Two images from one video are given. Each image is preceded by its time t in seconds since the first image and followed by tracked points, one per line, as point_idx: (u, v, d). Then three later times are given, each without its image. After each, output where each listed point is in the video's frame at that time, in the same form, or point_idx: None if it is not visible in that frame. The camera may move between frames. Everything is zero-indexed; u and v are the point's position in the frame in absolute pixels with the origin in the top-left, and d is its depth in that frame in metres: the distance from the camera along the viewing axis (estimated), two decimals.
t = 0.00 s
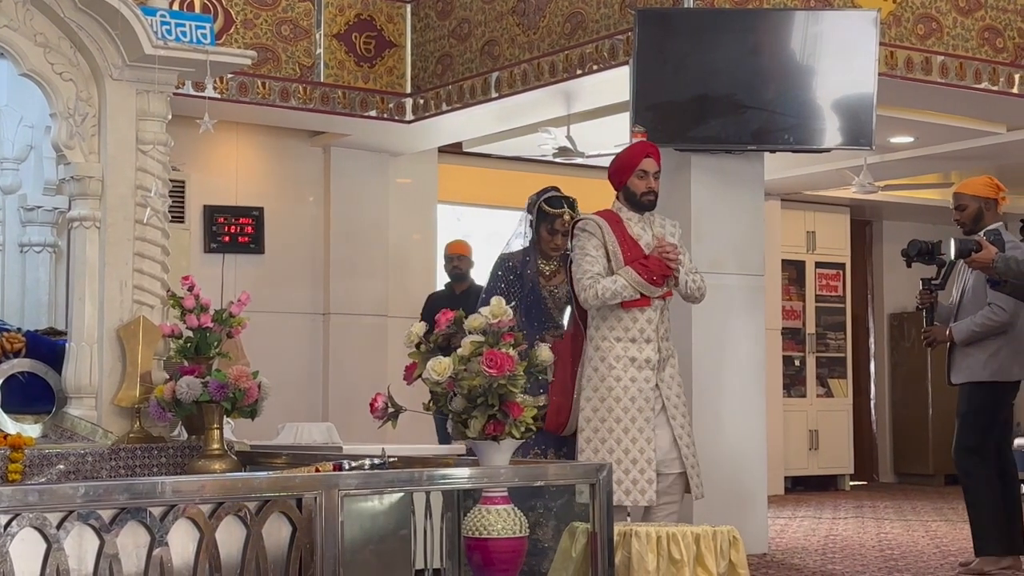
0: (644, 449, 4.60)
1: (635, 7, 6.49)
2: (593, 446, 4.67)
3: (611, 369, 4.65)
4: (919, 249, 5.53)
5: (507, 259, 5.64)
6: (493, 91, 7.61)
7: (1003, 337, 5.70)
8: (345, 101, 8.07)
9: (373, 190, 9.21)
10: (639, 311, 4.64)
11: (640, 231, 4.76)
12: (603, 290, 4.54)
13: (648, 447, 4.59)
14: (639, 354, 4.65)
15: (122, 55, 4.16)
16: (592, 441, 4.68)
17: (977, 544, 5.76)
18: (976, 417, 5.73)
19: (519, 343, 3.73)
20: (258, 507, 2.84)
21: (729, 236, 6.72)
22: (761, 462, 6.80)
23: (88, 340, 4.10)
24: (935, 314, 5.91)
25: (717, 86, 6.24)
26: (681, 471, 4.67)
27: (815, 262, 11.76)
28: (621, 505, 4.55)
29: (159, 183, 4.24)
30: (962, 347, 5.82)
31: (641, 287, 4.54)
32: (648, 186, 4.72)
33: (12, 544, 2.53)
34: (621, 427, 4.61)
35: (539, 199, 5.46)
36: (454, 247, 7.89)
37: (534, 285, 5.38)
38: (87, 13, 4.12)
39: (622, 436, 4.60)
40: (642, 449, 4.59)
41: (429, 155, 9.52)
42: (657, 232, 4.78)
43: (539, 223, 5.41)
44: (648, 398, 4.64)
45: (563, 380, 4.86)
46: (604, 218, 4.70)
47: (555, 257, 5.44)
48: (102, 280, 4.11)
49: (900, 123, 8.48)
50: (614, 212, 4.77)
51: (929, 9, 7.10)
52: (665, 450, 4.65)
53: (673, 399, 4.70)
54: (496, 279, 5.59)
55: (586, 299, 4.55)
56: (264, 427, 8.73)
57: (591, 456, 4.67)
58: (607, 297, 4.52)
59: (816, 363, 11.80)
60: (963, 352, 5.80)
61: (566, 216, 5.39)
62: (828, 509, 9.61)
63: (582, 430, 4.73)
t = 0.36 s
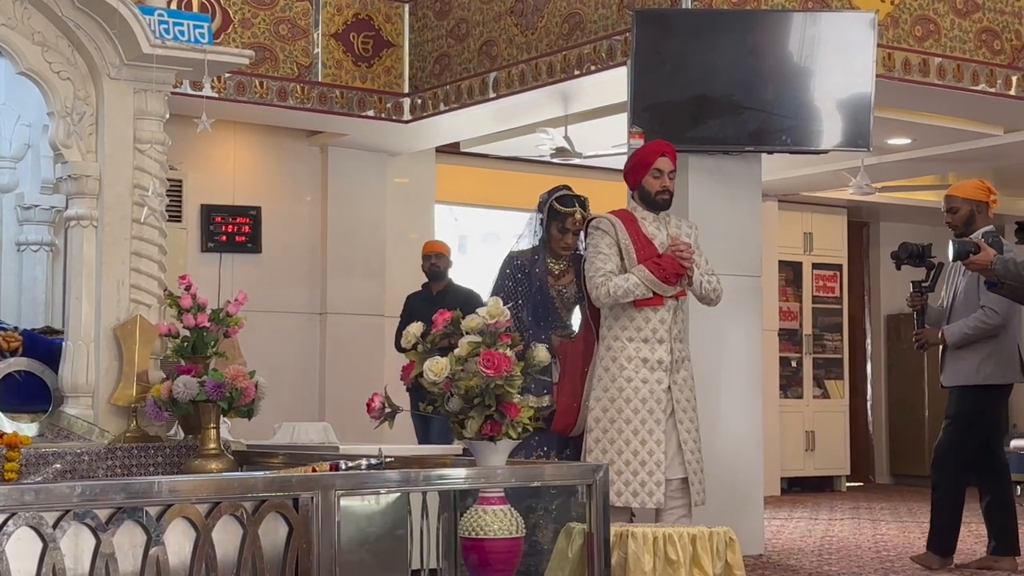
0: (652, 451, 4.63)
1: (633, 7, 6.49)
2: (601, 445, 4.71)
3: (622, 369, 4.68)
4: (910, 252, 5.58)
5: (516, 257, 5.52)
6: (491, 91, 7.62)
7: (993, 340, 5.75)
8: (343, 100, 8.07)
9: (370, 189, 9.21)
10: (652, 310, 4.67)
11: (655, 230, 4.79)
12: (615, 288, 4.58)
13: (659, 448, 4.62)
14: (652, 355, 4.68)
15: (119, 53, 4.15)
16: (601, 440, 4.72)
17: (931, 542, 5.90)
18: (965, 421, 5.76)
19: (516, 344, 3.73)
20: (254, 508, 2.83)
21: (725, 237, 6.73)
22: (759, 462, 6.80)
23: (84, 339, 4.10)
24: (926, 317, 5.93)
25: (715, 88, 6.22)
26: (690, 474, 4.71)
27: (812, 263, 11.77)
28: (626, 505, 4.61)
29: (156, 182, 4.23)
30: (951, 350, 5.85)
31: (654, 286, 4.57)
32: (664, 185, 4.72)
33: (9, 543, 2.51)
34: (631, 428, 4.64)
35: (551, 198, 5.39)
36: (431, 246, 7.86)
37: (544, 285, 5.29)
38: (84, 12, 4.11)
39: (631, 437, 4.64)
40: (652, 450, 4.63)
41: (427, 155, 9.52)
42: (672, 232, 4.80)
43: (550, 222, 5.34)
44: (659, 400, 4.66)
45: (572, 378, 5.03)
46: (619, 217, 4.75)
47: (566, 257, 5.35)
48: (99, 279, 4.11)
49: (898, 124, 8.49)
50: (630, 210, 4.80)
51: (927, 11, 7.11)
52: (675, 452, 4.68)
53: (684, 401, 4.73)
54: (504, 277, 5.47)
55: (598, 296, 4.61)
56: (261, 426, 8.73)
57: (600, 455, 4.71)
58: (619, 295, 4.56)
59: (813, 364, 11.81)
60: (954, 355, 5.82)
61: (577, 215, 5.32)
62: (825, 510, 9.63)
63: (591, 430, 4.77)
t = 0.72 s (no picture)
0: (668, 451, 4.65)
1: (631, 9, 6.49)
2: (617, 445, 4.71)
3: (640, 368, 4.68)
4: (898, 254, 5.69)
5: (541, 260, 5.40)
6: (489, 92, 7.62)
7: (980, 344, 5.76)
8: (340, 101, 8.07)
9: (368, 190, 9.22)
10: (671, 309, 4.66)
11: (677, 229, 4.78)
12: (634, 284, 4.58)
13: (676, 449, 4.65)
14: (670, 354, 4.67)
15: (118, 53, 4.15)
16: (618, 439, 4.72)
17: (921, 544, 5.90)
18: (952, 425, 5.77)
19: (514, 345, 3.72)
20: (251, 508, 2.82)
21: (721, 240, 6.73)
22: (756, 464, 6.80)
23: (82, 339, 4.10)
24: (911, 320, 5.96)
25: (712, 89, 6.19)
26: (704, 474, 4.72)
27: (809, 265, 11.77)
28: (641, 505, 4.63)
29: (154, 182, 4.23)
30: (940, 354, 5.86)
31: (673, 283, 4.57)
32: (687, 183, 4.72)
33: (5, 544, 2.51)
34: (649, 428, 4.66)
35: (575, 199, 5.33)
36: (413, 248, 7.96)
37: (570, 286, 5.23)
38: (83, 12, 4.11)
39: (648, 437, 4.66)
40: (668, 450, 4.65)
41: (425, 155, 9.52)
42: (695, 231, 4.79)
43: (575, 223, 5.26)
44: (677, 399, 4.67)
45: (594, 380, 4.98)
46: (641, 215, 4.76)
47: (592, 257, 5.27)
48: (96, 279, 4.11)
49: (895, 126, 8.49)
50: (653, 209, 4.80)
51: (924, 13, 7.11)
52: (691, 452, 4.69)
53: (701, 402, 4.72)
54: (530, 280, 5.37)
55: (617, 293, 4.60)
56: (258, 427, 8.73)
57: (617, 454, 4.72)
58: (637, 292, 4.55)
59: (810, 366, 11.82)
60: (941, 359, 5.83)
61: (601, 216, 5.25)
62: (821, 512, 9.64)
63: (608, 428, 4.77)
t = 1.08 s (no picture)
0: (682, 452, 4.56)
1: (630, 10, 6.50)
2: (633, 445, 4.64)
3: (654, 367, 4.61)
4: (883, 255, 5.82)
5: (557, 257, 5.17)
6: (488, 93, 7.62)
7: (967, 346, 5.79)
8: (340, 102, 8.07)
9: (366, 190, 9.22)
10: (687, 310, 4.58)
11: (694, 230, 4.71)
12: (650, 285, 4.51)
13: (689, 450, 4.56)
14: (684, 355, 4.60)
15: (117, 53, 4.16)
16: (633, 440, 4.64)
17: (916, 546, 5.86)
18: (941, 425, 5.77)
19: (513, 345, 3.72)
20: (250, 508, 2.82)
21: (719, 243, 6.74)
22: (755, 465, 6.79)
23: (80, 339, 4.10)
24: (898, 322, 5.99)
25: (712, 91, 6.17)
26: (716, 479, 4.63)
27: (807, 266, 11.78)
28: (655, 506, 4.53)
29: (153, 182, 4.23)
30: (928, 356, 5.87)
31: (689, 285, 4.48)
32: (704, 184, 4.65)
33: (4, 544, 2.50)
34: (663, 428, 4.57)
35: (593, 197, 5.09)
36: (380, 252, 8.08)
37: (590, 287, 5.05)
38: (83, 12, 4.11)
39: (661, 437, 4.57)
40: (681, 451, 4.56)
41: (423, 155, 9.52)
42: (712, 231, 4.73)
43: (593, 223, 5.07)
44: (690, 400, 4.59)
45: (616, 379, 4.92)
46: (658, 215, 4.70)
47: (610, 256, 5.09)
48: (95, 279, 4.11)
49: (894, 128, 8.50)
50: (669, 208, 4.74)
51: (923, 15, 7.12)
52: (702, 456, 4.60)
53: (713, 405, 4.67)
54: (547, 278, 5.14)
55: (632, 294, 4.53)
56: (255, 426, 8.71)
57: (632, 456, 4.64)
58: (653, 293, 4.48)
59: (808, 367, 11.82)
60: (929, 360, 5.85)
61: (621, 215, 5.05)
62: (819, 513, 9.63)
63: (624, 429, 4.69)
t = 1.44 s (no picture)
0: (691, 449, 4.58)
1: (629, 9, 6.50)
2: (643, 444, 4.62)
3: (662, 365, 4.61)
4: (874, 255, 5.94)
5: (567, 258, 5.09)
6: (488, 92, 7.62)
7: (958, 346, 5.80)
8: (339, 101, 8.06)
9: (366, 189, 9.23)
10: (694, 310, 4.59)
11: (701, 228, 4.73)
12: (656, 285, 4.50)
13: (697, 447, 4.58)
14: (691, 353, 4.62)
15: (116, 52, 4.16)
16: (643, 439, 4.63)
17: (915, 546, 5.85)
18: (934, 426, 5.78)
19: (511, 345, 3.72)
20: (247, 508, 2.81)
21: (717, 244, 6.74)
22: (753, 464, 6.79)
23: (79, 338, 4.10)
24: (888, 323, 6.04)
25: (711, 91, 6.16)
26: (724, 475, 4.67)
27: (807, 266, 11.78)
28: (666, 503, 4.54)
29: (152, 181, 4.23)
30: (919, 356, 5.88)
31: (697, 285, 4.51)
32: (712, 183, 4.67)
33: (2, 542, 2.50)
34: (672, 426, 4.58)
35: (601, 196, 5.06)
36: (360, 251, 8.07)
37: (600, 286, 4.97)
38: (82, 10, 4.11)
39: (670, 434, 4.58)
40: (691, 448, 4.58)
41: (423, 154, 9.52)
42: (720, 230, 4.75)
43: (601, 221, 5.02)
44: (697, 398, 4.61)
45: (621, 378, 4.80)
46: (665, 213, 4.70)
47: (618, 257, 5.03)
48: (94, 278, 4.11)
49: (893, 128, 8.51)
50: (677, 206, 4.76)
51: (923, 15, 7.12)
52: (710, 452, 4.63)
53: (719, 403, 4.68)
54: (558, 278, 5.05)
55: (639, 294, 4.52)
56: (254, 425, 8.70)
57: (641, 455, 4.62)
58: (660, 293, 4.47)
59: (807, 367, 11.82)
60: (920, 360, 5.85)
61: (629, 213, 5.00)
62: (818, 513, 9.63)
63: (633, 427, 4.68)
